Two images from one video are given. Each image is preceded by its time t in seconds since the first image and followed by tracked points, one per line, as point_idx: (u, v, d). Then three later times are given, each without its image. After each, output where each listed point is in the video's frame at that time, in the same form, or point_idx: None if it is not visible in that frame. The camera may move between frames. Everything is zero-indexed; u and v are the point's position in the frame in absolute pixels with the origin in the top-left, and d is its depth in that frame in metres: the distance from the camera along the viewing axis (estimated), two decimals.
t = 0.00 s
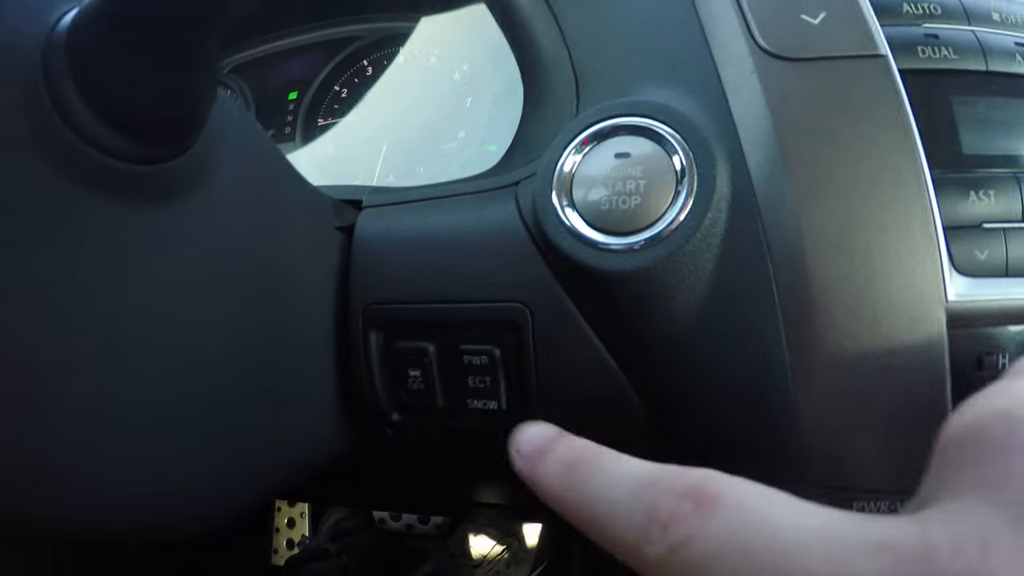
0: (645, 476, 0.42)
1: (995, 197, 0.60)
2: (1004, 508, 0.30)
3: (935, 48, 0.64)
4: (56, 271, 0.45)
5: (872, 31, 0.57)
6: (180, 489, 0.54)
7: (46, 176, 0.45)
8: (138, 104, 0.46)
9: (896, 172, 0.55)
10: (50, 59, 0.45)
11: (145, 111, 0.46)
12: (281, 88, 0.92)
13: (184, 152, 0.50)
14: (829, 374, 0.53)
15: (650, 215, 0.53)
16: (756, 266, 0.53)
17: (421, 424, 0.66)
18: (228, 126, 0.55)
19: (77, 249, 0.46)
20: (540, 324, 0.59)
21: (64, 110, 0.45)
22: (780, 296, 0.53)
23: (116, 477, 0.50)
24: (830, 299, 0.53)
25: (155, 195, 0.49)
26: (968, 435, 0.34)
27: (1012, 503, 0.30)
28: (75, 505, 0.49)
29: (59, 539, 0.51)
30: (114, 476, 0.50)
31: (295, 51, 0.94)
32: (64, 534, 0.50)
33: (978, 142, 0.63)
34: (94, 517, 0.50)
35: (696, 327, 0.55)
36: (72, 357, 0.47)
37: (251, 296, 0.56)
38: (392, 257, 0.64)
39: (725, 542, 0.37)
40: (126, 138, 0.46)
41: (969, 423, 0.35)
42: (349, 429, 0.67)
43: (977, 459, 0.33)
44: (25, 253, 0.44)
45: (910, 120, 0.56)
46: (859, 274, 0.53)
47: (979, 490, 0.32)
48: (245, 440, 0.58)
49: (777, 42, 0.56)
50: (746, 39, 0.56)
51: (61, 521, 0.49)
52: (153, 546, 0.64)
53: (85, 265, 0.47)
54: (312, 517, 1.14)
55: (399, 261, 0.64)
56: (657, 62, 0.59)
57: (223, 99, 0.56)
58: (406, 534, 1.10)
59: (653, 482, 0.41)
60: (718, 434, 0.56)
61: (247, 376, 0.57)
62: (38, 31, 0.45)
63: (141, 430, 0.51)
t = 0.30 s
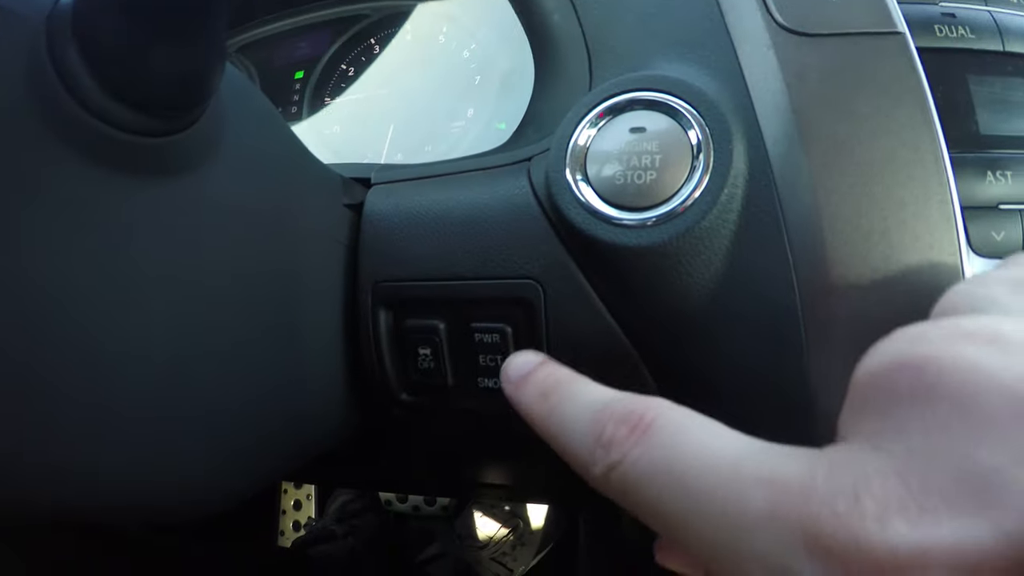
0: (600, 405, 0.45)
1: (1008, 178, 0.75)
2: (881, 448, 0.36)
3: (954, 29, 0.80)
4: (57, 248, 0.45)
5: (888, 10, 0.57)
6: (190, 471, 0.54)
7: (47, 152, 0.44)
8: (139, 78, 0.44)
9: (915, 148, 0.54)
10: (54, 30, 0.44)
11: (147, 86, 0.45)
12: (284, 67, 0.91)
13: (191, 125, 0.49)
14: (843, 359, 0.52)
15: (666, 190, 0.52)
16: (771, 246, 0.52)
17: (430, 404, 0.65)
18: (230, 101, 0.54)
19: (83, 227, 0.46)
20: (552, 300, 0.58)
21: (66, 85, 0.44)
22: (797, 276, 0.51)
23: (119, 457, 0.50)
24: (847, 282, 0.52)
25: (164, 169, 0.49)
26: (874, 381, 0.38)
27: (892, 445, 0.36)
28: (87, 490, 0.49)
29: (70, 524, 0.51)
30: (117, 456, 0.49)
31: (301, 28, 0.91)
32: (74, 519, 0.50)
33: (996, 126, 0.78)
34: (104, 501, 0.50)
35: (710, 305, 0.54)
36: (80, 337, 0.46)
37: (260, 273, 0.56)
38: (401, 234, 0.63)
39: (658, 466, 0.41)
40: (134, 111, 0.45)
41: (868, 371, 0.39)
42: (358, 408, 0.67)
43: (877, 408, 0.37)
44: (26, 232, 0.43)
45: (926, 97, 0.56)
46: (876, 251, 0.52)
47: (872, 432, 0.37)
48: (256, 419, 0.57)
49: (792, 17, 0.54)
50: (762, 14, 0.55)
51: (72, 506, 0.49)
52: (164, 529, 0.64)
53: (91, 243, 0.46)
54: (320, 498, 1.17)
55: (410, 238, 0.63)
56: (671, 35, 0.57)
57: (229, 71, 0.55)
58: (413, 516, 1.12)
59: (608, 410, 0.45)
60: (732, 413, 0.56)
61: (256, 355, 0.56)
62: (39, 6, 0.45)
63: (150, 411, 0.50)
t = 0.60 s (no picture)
0: (584, 404, 0.46)
1: None
2: (799, 483, 0.35)
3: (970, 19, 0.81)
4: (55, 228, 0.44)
5: None
6: (193, 453, 0.54)
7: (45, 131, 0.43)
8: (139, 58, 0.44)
9: (929, 130, 0.53)
10: (54, 9, 0.43)
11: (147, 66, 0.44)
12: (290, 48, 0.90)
13: (193, 104, 0.49)
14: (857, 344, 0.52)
15: (674, 170, 0.51)
16: (782, 228, 0.51)
17: (435, 386, 0.65)
18: (233, 81, 0.53)
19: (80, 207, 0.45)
20: (559, 282, 0.58)
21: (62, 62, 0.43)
22: (808, 258, 0.51)
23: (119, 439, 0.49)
24: (861, 266, 0.51)
25: (168, 148, 0.48)
26: (804, 416, 0.36)
27: (807, 485, 0.34)
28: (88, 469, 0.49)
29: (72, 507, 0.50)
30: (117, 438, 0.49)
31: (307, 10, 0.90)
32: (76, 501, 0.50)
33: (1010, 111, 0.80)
34: (106, 481, 0.50)
35: (719, 288, 0.53)
36: (81, 318, 0.46)
37: (263, 255, 0.55)
38: (407, 216, 0.63)
39: (624, 468, 0.42)
40: (137, 91, 0.45)
41: (799, 405, 0.36)
42: (361, 391, 0.67)
43: (802, 446, 0.35)
44: (25, 211, 0.43)
45: (941, 80, 0.54)
46: (889, 234, 0.51)
47: (794, 468, 0.35)
48: (259, 402, 0.57)
49: None
50: None
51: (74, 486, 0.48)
52: (167, 512, 0.63)
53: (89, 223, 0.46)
54: (326, 483, 1.17)
55: (414, 220, 0.63)
56: (681, 14, 0.56)
57: (232, 51, 0.54)
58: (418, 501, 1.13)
59: (589, 410, 0.46)
60: (741, 397, 0.55)
61: (259, 337, 0.56)
62: None
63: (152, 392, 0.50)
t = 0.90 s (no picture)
0: (562, 361, 0.44)
1: None
2: (732, 450, 0.33)
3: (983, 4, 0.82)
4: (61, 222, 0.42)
5: None
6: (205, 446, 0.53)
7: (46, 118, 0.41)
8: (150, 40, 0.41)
9: (946, 120, 0.52)
10: None
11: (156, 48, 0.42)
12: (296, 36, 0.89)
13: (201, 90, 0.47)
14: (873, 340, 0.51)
15: (687, 158, 0.50)
16: (796, 219, 0.50)
17: (444, 376, 0.65)
18: (239, 67, 0.52)
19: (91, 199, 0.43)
20: (570, 271, 0.57)
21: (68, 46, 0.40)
22: (824, 248, 0.50)
23: (137, 431, 0.48)
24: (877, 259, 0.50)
25: (174, 135, 0.46)
26: (745, 386, 0.33)
27: (738, 450, 0.33)
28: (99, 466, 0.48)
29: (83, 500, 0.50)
30: (135, 430, 0.48)
31: None
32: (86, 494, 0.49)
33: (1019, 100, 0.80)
34: (119, 476, 0.49)
35: (732, 279, 0.52)
36: (88, 308, 0.44)
37: (273, 244, 0.55)
38: (415, 203, 0.63)
39: (586, 427, 0.40)
40: (142, 74, 0.42)
41: (742, 375, 0.34)
42: (369, 380, 0.67)
43: (742, 414, 0.33)
44: (25, 205, 0.40)
45: (957, 70, 0.54)
46: (907, 224, 0.50)
47: (733, 435, 0.33)
48: (269, 392, 0.57)
49: None
50: None
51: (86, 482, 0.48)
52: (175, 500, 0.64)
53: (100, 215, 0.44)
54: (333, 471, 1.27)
55: (424, 208, 0.63)
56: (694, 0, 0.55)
57: (239, 36, 0.53)
58: (424, 491, 1.19)
59: (566, 367, 0.44)
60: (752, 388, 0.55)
61: (270, 327, 0.55)
62: None
63: (163, 386, 0.49)
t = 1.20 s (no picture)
0: (573, 360, 0.44)
1: None
2: (739, 450, 0.33)
3: None
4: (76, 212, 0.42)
5: None
6: (215, 436, 0.53)
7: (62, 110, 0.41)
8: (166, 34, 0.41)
9: (960, 116, 0.52)
10: None
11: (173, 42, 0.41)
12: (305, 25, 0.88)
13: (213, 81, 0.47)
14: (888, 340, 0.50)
15: (700, 151, 0.50)
16: (810, 214, 0.50)
17: (455, 368, 0.65)
18: (252, 58, 0.52)
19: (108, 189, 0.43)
20: (582, 263, 0.57)
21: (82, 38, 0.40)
22: (837, 243, 0.49)
23: (152, 420, 0.49)
24: (890, 257, 0.49)
25: (190, 127, 0.46)
26: (752, 389, 0.33)
27: (746, 451, 0.33)
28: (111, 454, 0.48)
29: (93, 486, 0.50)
30: (149, 419, 0.48)
31: None
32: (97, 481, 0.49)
33: None
34: (131, 464, 0.49)
35: (745, 273, 0.52)
36: (105, 298, 0.44)
37: (285, 235, 0.55)
38: (427, 195, 0.63)
39: (594, 425, 0.40)
40: (153, 64, 0.42)
41: (748, 376, 0.34)
42: (380, 370, 0.68)
43: (747, 415, 0.33)
44: (42, 194, 0.40)
45: (973, 65, 0.53)
46: (922, 222, 0.49)
47: (741, 436, 0.33)
48: (280, 382, 0.57)
49: None
50: None
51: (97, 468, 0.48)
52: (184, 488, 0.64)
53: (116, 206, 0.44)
54: (340, 463, 1.28)
55: (436, 199, 0.63)
56: None
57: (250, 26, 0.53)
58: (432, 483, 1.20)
59: (577, 366, 0.44)
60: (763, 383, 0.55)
61: (281, 318, 0.56)
62: None
63: (177, 375, 0.49)
